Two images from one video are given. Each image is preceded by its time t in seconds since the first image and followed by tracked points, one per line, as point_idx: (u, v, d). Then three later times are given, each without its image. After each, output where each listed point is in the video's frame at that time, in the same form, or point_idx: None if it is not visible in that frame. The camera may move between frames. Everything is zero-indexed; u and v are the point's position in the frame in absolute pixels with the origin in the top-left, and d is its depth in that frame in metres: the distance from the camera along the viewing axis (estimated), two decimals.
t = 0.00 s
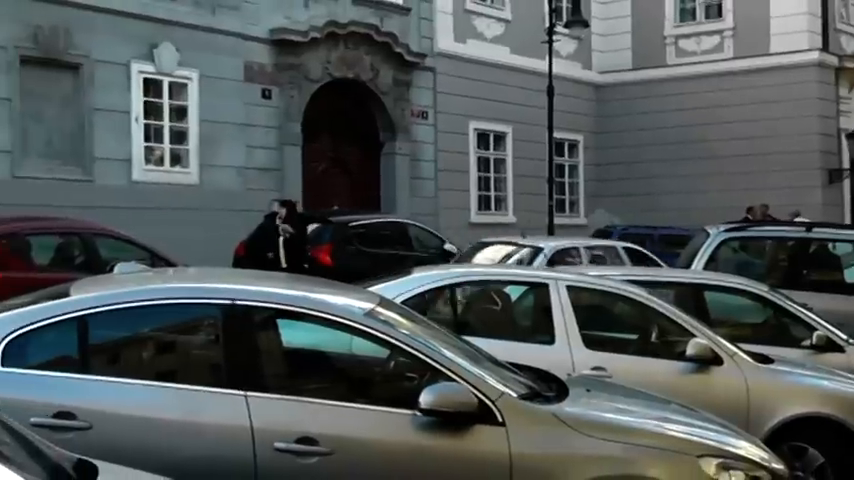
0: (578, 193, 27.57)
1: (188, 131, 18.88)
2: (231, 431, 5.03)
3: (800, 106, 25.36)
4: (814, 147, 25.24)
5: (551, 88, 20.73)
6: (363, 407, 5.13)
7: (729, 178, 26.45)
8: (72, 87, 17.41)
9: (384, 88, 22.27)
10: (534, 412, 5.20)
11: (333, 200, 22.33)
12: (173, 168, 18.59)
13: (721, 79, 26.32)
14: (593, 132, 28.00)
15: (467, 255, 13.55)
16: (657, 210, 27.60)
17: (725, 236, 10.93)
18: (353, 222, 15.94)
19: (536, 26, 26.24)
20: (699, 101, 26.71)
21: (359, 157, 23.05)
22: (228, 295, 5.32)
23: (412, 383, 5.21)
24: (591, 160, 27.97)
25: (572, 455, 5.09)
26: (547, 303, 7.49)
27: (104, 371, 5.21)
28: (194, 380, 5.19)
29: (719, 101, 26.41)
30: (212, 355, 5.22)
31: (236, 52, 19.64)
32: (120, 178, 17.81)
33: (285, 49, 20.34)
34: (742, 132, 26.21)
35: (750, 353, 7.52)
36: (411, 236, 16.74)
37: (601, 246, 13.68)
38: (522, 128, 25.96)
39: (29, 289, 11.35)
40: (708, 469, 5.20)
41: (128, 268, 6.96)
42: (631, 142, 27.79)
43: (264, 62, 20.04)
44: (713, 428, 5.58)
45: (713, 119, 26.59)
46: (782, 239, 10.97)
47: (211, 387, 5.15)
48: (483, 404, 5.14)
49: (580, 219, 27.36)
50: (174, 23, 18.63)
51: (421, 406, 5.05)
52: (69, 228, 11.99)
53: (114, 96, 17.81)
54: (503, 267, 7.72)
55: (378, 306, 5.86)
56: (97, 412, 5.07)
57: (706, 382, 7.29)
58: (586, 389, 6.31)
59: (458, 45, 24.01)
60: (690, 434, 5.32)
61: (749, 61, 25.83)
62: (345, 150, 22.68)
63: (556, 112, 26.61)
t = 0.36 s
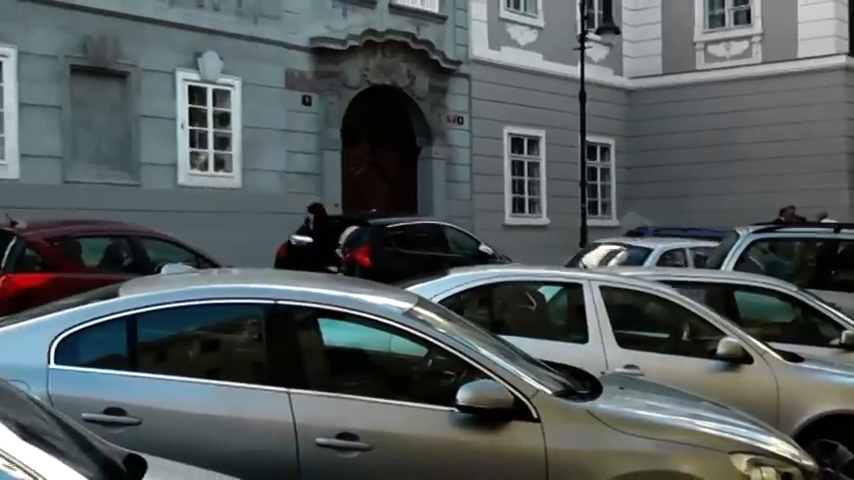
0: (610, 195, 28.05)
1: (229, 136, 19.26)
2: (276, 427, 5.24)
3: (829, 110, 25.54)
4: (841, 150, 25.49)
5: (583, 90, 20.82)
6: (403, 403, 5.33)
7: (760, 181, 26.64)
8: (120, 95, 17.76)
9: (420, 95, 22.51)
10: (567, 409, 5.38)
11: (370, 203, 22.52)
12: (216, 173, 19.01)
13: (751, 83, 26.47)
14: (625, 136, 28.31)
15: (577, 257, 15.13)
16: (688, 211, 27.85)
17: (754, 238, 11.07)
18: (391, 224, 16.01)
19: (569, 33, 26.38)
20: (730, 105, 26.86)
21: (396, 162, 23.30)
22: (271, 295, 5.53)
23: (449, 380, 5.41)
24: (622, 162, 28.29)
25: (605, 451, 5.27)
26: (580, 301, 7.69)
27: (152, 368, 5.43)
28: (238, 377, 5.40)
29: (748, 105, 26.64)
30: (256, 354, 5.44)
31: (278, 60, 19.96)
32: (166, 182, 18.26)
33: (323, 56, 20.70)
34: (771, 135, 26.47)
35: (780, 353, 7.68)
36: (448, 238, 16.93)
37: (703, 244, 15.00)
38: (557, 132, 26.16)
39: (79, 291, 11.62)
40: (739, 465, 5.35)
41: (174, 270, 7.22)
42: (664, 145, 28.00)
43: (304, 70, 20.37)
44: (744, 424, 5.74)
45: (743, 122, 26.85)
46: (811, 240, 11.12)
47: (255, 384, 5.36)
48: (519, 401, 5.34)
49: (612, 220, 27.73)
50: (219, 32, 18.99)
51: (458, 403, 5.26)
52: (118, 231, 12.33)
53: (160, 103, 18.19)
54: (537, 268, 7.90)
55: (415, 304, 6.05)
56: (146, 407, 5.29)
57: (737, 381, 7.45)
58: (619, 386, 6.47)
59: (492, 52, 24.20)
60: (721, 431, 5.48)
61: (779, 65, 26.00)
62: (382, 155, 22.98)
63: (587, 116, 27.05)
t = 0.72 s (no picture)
0: (645, 191, 28.43)
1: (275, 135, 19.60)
2: (320, 417, 5.43)
3: None
4: None
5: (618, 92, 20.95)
6: (443, 394, 5.52)
7: (795, 177, 26.84)
8: (171, 96, 18.13)
9: (460, 94, 22.71)
10: (604, 401, 5.58)
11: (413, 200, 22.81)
12: (263, 170, 19.37)
13: (786, 82, 26.64)
14: (661, 134, 28.75)
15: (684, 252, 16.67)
16: (723, 207, 28.11)
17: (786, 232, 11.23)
18: (432, 219, 16.27)
19: (606, 33, 26.55)
20: (765, 103, 27.04)
21: (435, 164, 23.45)
22: (316, 289, 5.75)
23: (489, 372, 5.61)
24: (658, 158, 28.76)
25: (642, 442, 5.47)
26: (616, 295, 7.87)
27: (201, 359, 5.63)
28: (284, 368, 5.60)
29: (784, 101, 26.74)
30: (301, 346, 5.64)
31: (323, 60, 20.34)
32: (214, 179, 18.60)
33: (366, 58, 21.02)
34: (807, 132, 26.53)
35: (812, 346, 7.83)
36: (486, 233, 17.20)
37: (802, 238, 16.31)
38: (595, 131, 26.36)
39: (131, 284, 12.10)
40: (773, 456, 5.53)
41: (224, 263, 7.44)
42: (701, 141, 28.38)
43: (348, 70, 20.74)
44: (777, 416, 5.90)
45: (778, 120, 26.95)
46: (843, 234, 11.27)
47: (300, 375, 5.56)
48: (557, 392, 5.53)
49: (647, 217, 28.27)
50: (266, 34, 19.34)
51: (497, 394, 5.45)
52: (168, 226, 12.87)
53: (208, 103, 18.53)
54: (574, 262, 8.10)
55: (454, 298, 6.24)
56: (196, 398, 5.48)
57: (770, 374, 7.59)
58: (654, 378, 6.64)
59: (530, 53, 24.40)
60: (755, 423, 5.65)
61: (814, 63, 26.10)
62: (422, 153, 23.11)
63: (623, 114, 27.38)
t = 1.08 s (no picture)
0: (675, 190, 28.64)
1: (314, 137, 19.96)
2: (358, 411, 5.62)
3: None
4: None
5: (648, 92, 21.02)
6: (478, 388, 5.72)
7: (825, 175, 26.84)
8: (212, 99, 18.49)
9: (494, 96, 22.91)
10: (637, 395, 5.76)
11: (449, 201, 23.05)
12: (303, 171, 19.73)
13: (817, 81, 26.68)
14: (690, 135, 29.00)
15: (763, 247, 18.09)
16: (755, 205, 28.19)
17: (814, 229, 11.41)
18: (466, 219, 16.46)
19: (638, 35, 26.71)
20: (795, 103, 27.13)
21: (470, 162, 23.68)
22: (356, 286, 5.96)
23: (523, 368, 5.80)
24: (688, 158, 28.94)
25: (674, 435, 5.65)
26: (649, 292, 8.06)
27: (244, 354, 5.84)
28: (324, 362, 5.79)
29: (817, 100, 26.77)
30: (341, 342, 5.84)
31: (361, 65, 20.67)
32: (256, 180, 18.98)
33: (404, 62, 21.34)
34: (837, 131, 26.53)
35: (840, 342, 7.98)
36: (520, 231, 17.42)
37: None
38: (627, 131, 26.52)
39: (176, 283, 12.31)
40: (802, 449, 5.67)
41: (265, 262, 7.71)
42: (730, 141, 28.54)
43: (386, 74, 21.07)
44: (807, 410, 6.07)
45: (808, 120, 27.02)
46: None
47: (340, 369, 5.76)
48: (590, 387, 5.71)
49: (677, 215, 28.48)
50: (305, 39, 19.74)
51: (532, 388, 5.63)
52: (211, 225, 13.15)
53: (250, 107, 18.91)
54: (606, 260, 8.31)
55: (490, 295, 6.42)
56: (240, 392, 5.68)
57: (799, 370, 7.75)
58: (685, 373, 6.81)
59: (563, 56, 24.57)
60: (784, 416, 5.81)
61: (842, 63, 26.11)
62: (456, 154, 23.33)
63: (653, 115, 27.61)
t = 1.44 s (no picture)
0: (703, 188, 28.80)
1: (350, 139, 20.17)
2: (395, 406, 5.82)
3: None
4: None
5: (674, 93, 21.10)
6: (510, 383, 5.91)
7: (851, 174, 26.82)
8: (252, 103, 18.77)
9: (526, 98, 23.09)
10: (666, 391, 5.93)
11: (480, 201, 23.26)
12: (339, 172, 19.95)
13: (840, 82, 26.67)
14: (718, 135, 29.18)
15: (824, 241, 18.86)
16: (782, 204, 28.24)
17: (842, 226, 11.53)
18: (498, 218, 16.59)
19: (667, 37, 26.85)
20: (821, 103, 27.16)
21: (502, 162, 23.85)
22: (392, 284, 6.17)
23: (555, 363, 5.99)
24: (715, 158, 29.06)
25: (703, 429, 5.81)
26: (677, 289, 8.26)
27: (283, 350, 6.05)
28: (361, 359, 5.99)
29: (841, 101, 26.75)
30: (376, 338, 6.04)
31: (396, 68, 20.89)
32: (293, 180, 19.22)
33: (438, 65, 21.58)
34: None
35: None
36: (550, 230, 17.57)
37: None
38: (654, 132, 26.68)
39: (217, 280, 12.57)
40: (828, 444, 5.82)
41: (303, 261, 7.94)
42: (757, 141, 28.65)
43: (419, 77, 21.30)
44: (832, 406, 6.21)
45: (833, 119, 27.02)
46: None
47: (377, 364, 5.96)
48: (620, 383, 5.89)
49: (704, 213, 28.65)
50: (342, 44, 19.97)
51: (563, 384, 5.82)
52: (251, 225, 13.36)
53: (288, 110, 19.16)
54: (637, 259, 8.51)
55: (522, 292, 6.60)
56: (279, 387, 5.89)
57: (825, 365, 7.85)
58: (714, 370, 6.98)
59: (592, 58, 24.72)
60: (810, 412, 5.95)
61: None
62: (489, 153, 23.50)
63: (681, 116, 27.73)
